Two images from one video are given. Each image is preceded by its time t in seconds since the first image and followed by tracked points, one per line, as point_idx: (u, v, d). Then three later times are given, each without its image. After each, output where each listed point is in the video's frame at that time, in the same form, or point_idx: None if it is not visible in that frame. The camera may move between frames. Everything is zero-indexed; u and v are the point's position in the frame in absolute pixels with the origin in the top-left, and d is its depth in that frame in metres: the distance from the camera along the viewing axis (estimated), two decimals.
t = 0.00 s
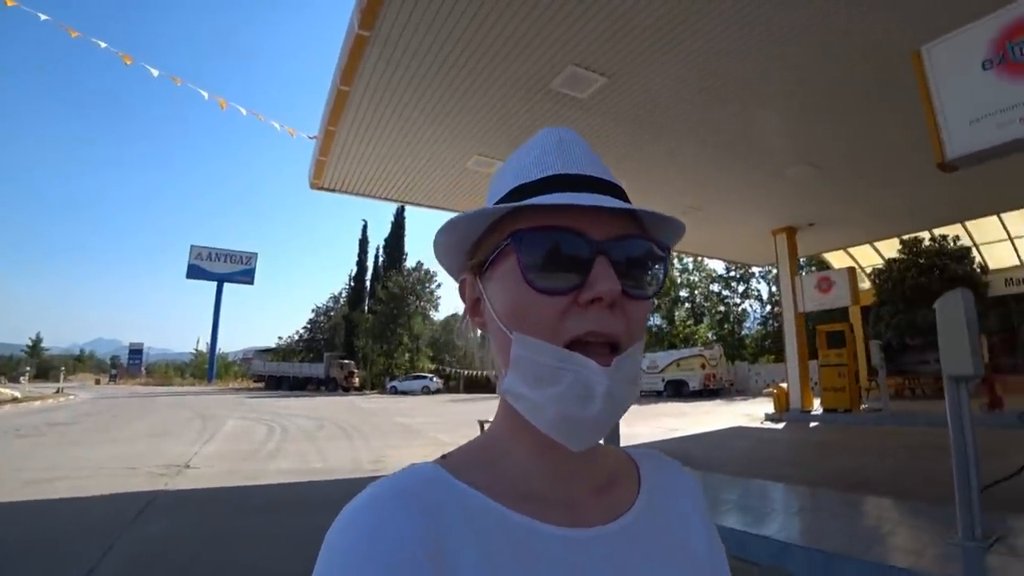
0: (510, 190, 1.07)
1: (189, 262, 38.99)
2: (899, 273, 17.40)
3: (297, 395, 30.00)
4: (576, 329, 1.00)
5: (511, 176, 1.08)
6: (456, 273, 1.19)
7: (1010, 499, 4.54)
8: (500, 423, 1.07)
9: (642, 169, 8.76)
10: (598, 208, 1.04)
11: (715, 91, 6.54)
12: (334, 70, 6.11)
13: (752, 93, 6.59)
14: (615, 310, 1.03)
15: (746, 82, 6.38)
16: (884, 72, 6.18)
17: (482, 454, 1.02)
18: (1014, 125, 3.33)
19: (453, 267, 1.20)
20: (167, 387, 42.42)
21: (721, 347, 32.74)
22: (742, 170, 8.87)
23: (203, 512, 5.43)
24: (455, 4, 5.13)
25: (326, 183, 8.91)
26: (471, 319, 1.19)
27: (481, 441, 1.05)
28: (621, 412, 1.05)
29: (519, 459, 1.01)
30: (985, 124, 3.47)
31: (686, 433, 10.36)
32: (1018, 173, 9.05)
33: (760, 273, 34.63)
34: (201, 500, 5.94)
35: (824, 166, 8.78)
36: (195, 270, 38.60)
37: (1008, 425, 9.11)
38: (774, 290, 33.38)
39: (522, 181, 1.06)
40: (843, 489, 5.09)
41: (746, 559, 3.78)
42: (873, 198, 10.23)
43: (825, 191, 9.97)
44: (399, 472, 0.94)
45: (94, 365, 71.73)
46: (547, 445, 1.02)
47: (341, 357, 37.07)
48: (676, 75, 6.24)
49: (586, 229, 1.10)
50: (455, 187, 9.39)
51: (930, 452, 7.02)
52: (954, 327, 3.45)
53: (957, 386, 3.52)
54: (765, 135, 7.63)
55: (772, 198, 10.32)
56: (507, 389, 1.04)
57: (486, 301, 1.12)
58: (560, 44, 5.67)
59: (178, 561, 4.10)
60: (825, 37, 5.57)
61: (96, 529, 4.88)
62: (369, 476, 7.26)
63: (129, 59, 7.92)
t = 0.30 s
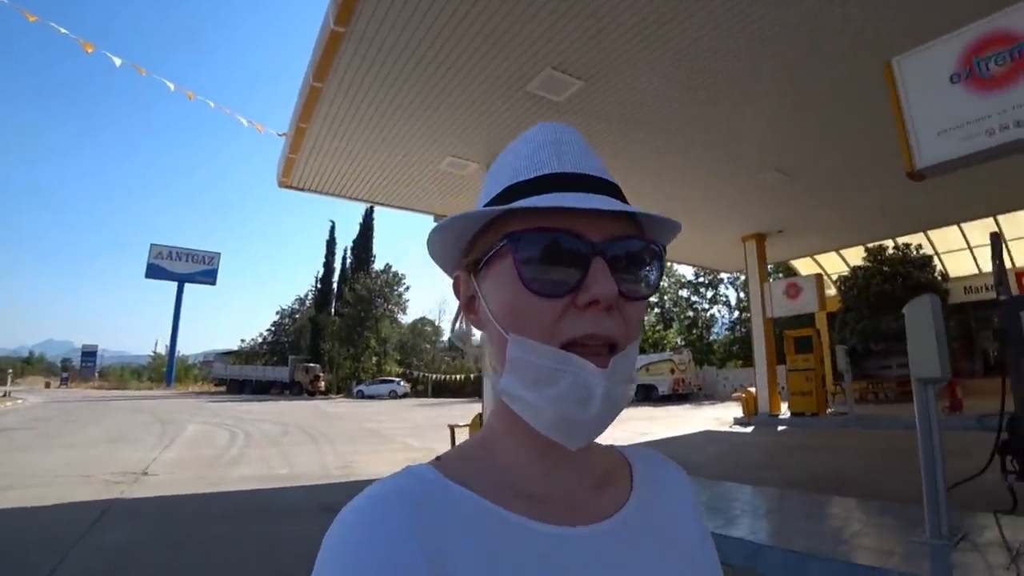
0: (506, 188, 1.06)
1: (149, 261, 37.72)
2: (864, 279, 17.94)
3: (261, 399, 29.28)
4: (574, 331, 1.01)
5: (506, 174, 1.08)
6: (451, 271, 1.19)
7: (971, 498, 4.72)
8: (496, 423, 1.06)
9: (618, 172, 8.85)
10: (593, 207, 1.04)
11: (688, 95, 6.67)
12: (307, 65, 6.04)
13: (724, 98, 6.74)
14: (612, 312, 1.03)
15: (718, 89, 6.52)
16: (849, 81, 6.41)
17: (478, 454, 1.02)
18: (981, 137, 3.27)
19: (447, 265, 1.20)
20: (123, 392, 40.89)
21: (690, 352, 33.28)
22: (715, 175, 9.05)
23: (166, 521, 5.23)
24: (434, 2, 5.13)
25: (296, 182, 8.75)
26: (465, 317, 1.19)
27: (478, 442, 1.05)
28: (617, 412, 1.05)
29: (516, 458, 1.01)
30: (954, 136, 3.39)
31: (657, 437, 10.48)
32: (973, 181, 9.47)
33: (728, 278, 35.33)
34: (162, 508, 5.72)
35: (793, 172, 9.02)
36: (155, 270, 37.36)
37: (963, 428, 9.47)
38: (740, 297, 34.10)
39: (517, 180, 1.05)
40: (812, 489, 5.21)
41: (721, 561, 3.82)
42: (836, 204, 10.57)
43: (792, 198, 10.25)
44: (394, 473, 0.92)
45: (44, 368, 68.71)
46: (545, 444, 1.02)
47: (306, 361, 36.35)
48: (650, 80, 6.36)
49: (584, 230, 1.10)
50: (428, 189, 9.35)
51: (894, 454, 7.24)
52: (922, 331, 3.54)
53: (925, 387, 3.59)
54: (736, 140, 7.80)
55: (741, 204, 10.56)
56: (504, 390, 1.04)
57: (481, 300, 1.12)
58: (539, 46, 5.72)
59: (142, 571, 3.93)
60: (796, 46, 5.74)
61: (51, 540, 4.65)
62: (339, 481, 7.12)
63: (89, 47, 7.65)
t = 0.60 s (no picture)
0: (507, 198, 1.05)
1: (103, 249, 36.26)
2: (828, 293, 18.43)
3: (217, 395, 28.42)
4: (574, 343, 1.00)
5: (507, 182, 1.06)
6: (446, 278, 1.17)
7: (927, 508, 4.88)
8: (491, 432, 1.05)
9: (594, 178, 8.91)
10: (596, 219, 1.04)
11: (665, 105, 6.76)
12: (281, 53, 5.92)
13: (700, 110, 6.85)
14: (612, 323, 1.03)
15: (696, 100, 6.65)
16: (820, 99, 6.60)
17: (473, 466, 0.99)
18: (949, 158, 3.27)
19: (442, 271, 1.18)
20: (70, 384, 39.19)
21: (655, 359, 33.72)
22: (688, 185, 9.20)
23: (114, 521, 5.00)
24: None
25: (262, 173, 8.54)
26: (459, 325, 1.17)
27: (473, 451, 1.04)
28: (614, 420, 1.06)
29: (512, 468, 0.99)
30: (927, 154, 3.36)
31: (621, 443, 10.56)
32: (932, 199, 9.89)
33: (695, 288, 35.98)
34: (110, 507, 5.47)
35: (763, 186, 9.25)
36: (109, 258, 35.95)
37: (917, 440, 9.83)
38: (706, 306, 34.73)
39: (519, 189, 1.04)
40: (775, 497, 5.32)
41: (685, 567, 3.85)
42: (802, 218, 10.89)
43: (760, 210, 10.50)
44: (384, 489, 0.89)
45: None
46: (542, 454, 1.01)
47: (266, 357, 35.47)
48: (630, 89, 6.45)
49: (584, 241, 1.09)
50: (401, 186, 9.25)
51: (852, 464, 7.45)
52: (887, 344, 3.63)
53: (888, 399, 3.71)
54: (710, 152, 7.95)
55: (711, 214, 10.78)
56: (500, 399, 1.03)
57: (478, 308, 1.10)
58: (518, 47, 5.74)
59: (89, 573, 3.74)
60: (773, 62, 5.90)
61: None
62: (298, 481, 6.94)
63: (50, 18, 7.33)
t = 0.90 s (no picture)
0: (489, 204, 1.03)
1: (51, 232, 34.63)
2: (790, 305, 19.08)
3: (169, 389, 27.42)
4: (552, 349, 0.99)
5: (489, 188, 1.04)
6: (427, 281, 1.15)
7: (880, 518, 5.03)
8: (470, 435, 1.03)
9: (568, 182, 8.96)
10: (578, 227, 1.02)
11: (639, 114, 6.85)
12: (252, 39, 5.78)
13: (673, 121, 6.97)
14: (591, 330, 1.02)
15: (670, 111, 6.75)
16: (788, 117, 6.79)
17: (453, 469, 0.97)
18: (913, 178, 3.39)
19: (423, 273, 1.16)
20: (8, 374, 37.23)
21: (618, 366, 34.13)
22: (660, 194, 9.36)
23: (53, 519, 4.75)
24: None
25: (226, 161, 8.29)
26: (439, 328, 1.15)
27: (451, 454, 1.01)
28: (593, 424, 1.05)
29: (492, 472, 0.97)
30: (891, 174, 3.48)
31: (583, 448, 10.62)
32: (889, 218, 10.29)
33: (659, 297, 36.57)
34: (48, 504, 5.20)
35: (730, 198, 9.47)
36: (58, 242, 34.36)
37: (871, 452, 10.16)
38: (669, 315, 35.28)
39: (502, 195, 1.02)
40: (734, 505, 5.43)
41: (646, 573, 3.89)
42: (766, 231, 11.19)
43: (727, 222, 10.75)
44: (363, 492, 0.87)
45: None
46: (521, 457, 1.00)
47: (221, 351, 34.40)
48: (605, 97, 6.52)
49: (565, 247, 1.08)
50: (370, 182, 9.13)
51: (809, 473, 7.65)
52: (847, 359, 3.75)
53: (846, 411, 3.83)
54: (682, 162, 8.10)
55: (680, 223, 10.98)
56: (480, 402, 1.01)
57: (458, 312, 1.08)
58: (495, 48, 5.74)
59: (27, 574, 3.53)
60: (746, 77, 6.03)
61: None
62: (253, 481, 6.73)
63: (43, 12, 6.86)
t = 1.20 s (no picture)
0: (460, 203, 1.00)
1: (7, 225, 33.35)
2: (761, 310, 19.49)
3: (130, 389, 26.61)
4: (520, 354, 0.97)
5: (460, 186, 1.02)
6: (395, 279, 1.12)
7: (846, 521, 5.13)
8: (436, 436, 1.01)
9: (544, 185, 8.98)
10: (549, 231, 1.00)
11: (614, 118, 6.92)
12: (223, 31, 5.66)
13: (648, 126, 7.05)
14: (560, 335, 1.01)
15: (646, 116, 6.83)
16: (759, 124, 6.93)
17: (418, 470, 0.95)
18: (881, 187, 3.48)
19: (392, 270, 1.14)
20: None
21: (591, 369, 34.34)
22: (634, 199, 9.46)
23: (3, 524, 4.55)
24: None
25: (194, 156, 8.08)
26: (407, 327, 1.13)
27: (416, 454, 0.99)
28: (560, 428, 1.04)
29: (458, 474, 0.95)
30: (860, 183, 3.57)
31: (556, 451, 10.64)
32: (856, 225, 10.57)
33: (632, 301, 36.96)
34: None
35: (703, 204, 9.63)
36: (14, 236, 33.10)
37: (838, 455, 10.40)
38: (641, 318, 35.65)
39: (473, 195, 0.99)
40: (703, 508, 5.49)
41: None
42: (737, 237, 11.40)
43: (699, 227, 10.92)
44: (324, 494, 0.84)
45: None
46: (488, 460, 0.98)
47: (187, 351, 33.54)
48: (582, 100, 6.56)
49: (536, 251, 1.06)
50: (343, 181, 9.00)
51: (776, 477, 7.79)
52: (815, 363, 3.82)
53: (814, 415, 3.91)
54: (656, 167, 8.20)
55: (654, 228, 11.11)
56: (446, 404, 0.99)
57: (426, 313, 1.06)
58: (472, 48, 5.72)
59: None
60: (721, 83, 6.13)
61: None
62: (217, 484, 6.56)
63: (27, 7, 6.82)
